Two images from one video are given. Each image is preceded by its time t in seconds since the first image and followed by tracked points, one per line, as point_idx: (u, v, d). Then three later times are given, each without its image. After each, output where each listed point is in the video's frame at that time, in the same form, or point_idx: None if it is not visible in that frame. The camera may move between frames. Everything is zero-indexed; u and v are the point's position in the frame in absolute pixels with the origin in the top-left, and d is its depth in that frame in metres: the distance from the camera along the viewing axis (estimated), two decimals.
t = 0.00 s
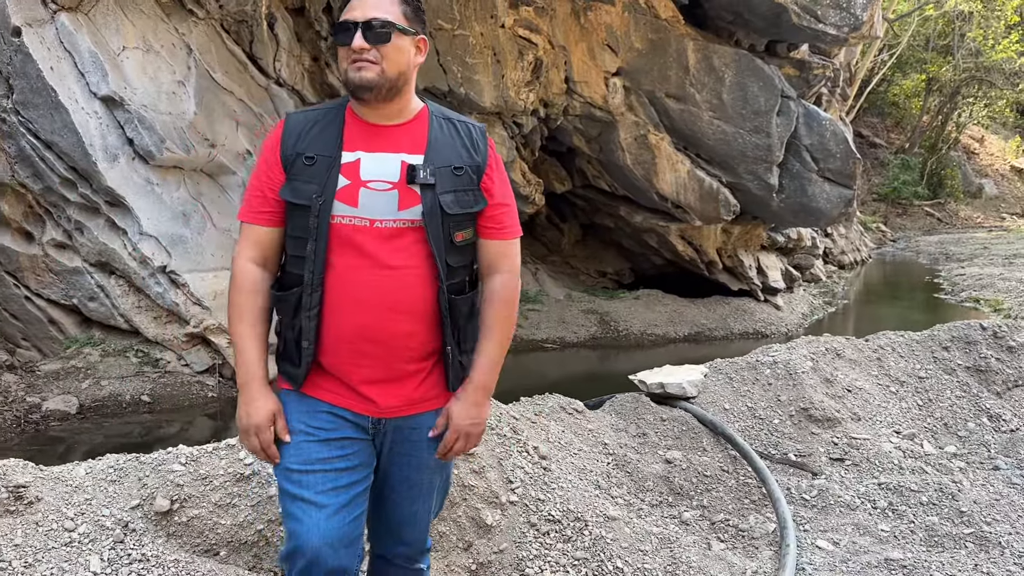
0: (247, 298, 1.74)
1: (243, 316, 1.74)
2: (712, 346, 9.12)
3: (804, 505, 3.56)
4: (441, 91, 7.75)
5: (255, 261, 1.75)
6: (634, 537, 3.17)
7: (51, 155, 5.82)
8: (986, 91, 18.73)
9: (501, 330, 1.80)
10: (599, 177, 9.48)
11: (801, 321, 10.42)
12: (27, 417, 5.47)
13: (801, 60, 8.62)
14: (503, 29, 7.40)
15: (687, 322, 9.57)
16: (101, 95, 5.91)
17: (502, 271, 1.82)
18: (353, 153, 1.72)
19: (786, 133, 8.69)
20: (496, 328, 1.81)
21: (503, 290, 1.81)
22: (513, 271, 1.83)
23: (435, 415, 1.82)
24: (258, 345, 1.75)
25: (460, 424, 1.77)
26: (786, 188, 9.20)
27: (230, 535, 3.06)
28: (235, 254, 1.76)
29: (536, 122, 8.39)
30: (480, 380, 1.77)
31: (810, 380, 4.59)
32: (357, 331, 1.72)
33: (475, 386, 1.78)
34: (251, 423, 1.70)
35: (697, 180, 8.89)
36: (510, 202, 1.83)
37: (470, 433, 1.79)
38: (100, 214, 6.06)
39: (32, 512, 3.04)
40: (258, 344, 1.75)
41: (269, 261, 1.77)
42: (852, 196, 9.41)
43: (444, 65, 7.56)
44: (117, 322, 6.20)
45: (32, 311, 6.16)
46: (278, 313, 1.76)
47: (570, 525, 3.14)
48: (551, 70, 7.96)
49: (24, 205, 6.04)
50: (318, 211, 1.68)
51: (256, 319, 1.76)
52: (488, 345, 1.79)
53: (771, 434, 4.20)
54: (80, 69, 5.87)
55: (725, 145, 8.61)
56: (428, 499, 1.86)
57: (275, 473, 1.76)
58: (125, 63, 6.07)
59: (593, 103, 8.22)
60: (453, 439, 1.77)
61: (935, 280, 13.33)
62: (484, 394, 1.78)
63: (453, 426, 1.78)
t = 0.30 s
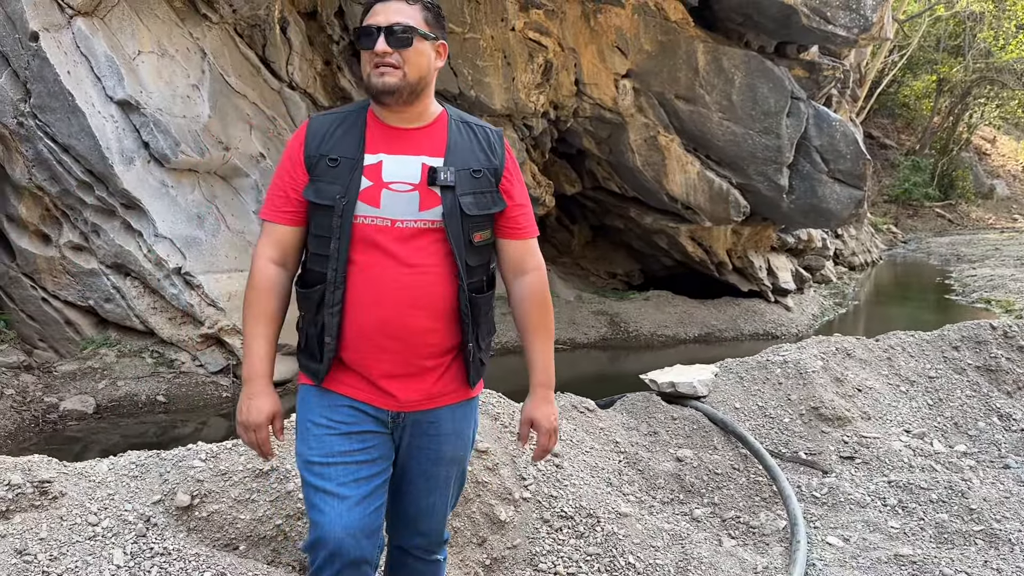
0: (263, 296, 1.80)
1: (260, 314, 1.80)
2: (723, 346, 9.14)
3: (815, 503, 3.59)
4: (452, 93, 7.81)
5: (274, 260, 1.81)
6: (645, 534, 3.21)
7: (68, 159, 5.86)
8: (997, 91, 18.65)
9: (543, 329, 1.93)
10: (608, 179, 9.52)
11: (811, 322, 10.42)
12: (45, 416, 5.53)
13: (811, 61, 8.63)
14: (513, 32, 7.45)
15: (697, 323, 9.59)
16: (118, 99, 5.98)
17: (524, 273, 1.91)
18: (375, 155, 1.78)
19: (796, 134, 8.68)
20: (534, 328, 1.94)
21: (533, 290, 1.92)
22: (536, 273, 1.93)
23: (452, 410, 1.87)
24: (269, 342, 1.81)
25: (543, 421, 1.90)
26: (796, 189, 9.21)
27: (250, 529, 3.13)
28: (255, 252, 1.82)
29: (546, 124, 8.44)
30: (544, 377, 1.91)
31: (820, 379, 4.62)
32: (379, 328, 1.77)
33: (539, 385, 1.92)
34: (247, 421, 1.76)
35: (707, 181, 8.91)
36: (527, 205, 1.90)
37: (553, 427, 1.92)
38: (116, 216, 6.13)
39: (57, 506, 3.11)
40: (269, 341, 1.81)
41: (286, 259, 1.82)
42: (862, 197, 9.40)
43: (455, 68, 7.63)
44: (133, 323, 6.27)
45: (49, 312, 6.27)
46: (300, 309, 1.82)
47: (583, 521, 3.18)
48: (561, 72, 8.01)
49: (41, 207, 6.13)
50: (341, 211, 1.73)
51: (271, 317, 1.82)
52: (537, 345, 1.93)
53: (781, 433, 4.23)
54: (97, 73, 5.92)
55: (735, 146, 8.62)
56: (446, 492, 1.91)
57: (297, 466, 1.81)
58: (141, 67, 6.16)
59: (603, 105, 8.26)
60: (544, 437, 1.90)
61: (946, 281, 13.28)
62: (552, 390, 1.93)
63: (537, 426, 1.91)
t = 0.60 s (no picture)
0: (292, 301, 1.86)
1: (289, 320, 1.86)
2: (739, 350, 9.11)
3: (830, 506, 3.60)
4: (469, 99, 7.88)
5: (300, 267, 1.87)
6: (659, 536, 3.24)
7: (92, 165, 5.98)
8: (1018, 93, 18.46)
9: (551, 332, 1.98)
10: (624, 183, 9.54)
11: (829, 326, 10.36)
12: (69, 418, 5.64)
13: (828, 65, 8.61)
14: (530, 38, 7.51)
15: (713, 327, 9.57)
16: (141, 106, 6.09)
17: (535, 278, 1.97)
18: (392, 165, 1.84)
19: (813, 139, 8.65)
20: (541, 330, 1.99)
21: (543, 294, 1.96)
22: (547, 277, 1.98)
23: (469, 411, 1.92)
24: (300, 346, 1.87)
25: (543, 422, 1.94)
26: (813, 193, 9.18)
27: (270, 529, 3.21)
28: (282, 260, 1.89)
29: (562, 128, 8.49)
30: (546, 380, 1.95)
31: (836, 383, 4.61)
32: (397, 332, 1.83)
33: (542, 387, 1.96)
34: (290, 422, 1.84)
35: (723, 185, 8.90)
36: (540, 212, 1.95)
37: (552, 429, 1.96)
38: (139, 222, 6.24)
39: (83, 505, 3.19)
40: (298, 344, 1.88)
41: (313, 266, 1.89)
42: (880, 201, 9.35)
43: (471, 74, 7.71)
44: (155, 326, 6.37)
45: (73, 315, 6.39)
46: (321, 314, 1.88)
47: (597, 523, 3.21)
48: (577, 77, 8.05)
49: (66, 213, 6.25)
50: (360, 219, 1.79)
51: (300, 322, 1.88)
52: (542, 347, 1.97)
53: (796, 437, 4.23)
54: (120, 81, 6.06)
55: (752, 150, 8.61)
56: (462, 491, 1.96)
57: (320, 466, 1.87)
58: (163, 74, 6.29)
59: (619, 109, 8.30)
60: (540, 438, 1.94)
61: (966, 285, 13.14)
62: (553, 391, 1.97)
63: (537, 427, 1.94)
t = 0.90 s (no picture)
0: (309, 302, 1.93)
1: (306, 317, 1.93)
2: (757, 355, 9.06)
3: (843, 509, 3.60)
4: (487, 104, 7.93)
5: (318, 269, 1.93)
6: (672, 537, 3.26)
7: (117, 170, 6.11)
8: None
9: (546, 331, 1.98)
10: (642, 188, 9.55)
11: (849, 331, 10.28)
12: (93, 418, 5.77)
13: (847, 70, 8.57)
14: (548, 44, 7.57)
15: (731, 332, 9.54)
16: (165, 112, 6.20)
17: (541, 279, 1.98)
18: (406, 169, 1.89)
19: (833, 143, 8.60)
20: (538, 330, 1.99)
21: (543, 295, 1.98)
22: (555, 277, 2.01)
23: (481, 409, 1.96)
24: (316, 346, 1.93)
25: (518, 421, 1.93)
26: (832, 198, 9.13)
27: (289, 526, 3.27)
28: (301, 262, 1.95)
29: (580, 133, 8.52)
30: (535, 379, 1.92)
31: (851, 388, 4.59)
32: (410, 331, 1.88)
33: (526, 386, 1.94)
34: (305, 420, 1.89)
35: (741, 190, 8.88)
36: (550, 214, 1.98)
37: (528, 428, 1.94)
38: (163, 226, 6.35)
39: (107, 501, 3.27)
40: (314, 344, 1.93)
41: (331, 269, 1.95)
42: (900, 205, 9.28)
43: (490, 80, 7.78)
44: (178, 329, 6.48)
45: (98, 318, 6.53)
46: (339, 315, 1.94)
47: (610, 523, 3.24)
48: (595, 83, 8.09)
49: (91, 217, 6.41)
50: (374, 222, 1.85)
51: (316, 322, 1.94)
52: (536, 344, 1.97)
53: (811, 441, 4.23)
54: (145, 88, 6.16)
55: (770, 155, 8.58)
56: (476, 488, 2.00)
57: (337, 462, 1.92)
58: (187, 80, 6.41)
59: (637, 114, 8.32)
60: (509, 434, 1.93)
61: (989, 291, 12.97)
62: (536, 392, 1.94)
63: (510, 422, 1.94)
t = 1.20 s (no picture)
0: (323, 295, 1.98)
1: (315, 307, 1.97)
2: (779, 361, 9.01)
3: (861, 515, 3.59)
4: (509, 110, 7.98)
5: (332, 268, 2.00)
6: (689, 540, 3.28)
7: (145, 175, 6.24)
8: None
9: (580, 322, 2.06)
10: (664, 193, 9.56)
11: (872, 337, 10.18)
12: (120, 419, 5.90)
13: (870, 75, 8.52)
14: (570, 50, 7.61)
15: (753, 338, 9.49)
16: (192, 118, 6.34)
17: (562, 276, 2.06)
18: (425, 175, 1.94)
19: (855, 148, 8.54)
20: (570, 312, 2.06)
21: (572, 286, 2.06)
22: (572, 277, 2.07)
23: (498, 410, 2.00)
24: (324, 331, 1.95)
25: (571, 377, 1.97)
26: (854, 204, 9.06)
27: (310, 524, 3.33)
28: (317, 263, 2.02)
29: (601, 139, 8.54)
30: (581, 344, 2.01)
31: (871, 393, 4.56)
32: (429, 333, 1.93)
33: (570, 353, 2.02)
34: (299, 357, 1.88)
35: (763, 196, 8.85)
36: (567, 216, 2.03)
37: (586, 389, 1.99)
38: (189, 230, 6.46)
39: (134, 498, 3.36)
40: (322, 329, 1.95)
41: (345, 267, 2.01)
42: (923, 211, 9.19)
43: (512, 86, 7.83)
44: (204, 331, 6.59)
45: (126, 320, 6.68)
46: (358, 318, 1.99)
47: (627, 526, 3.26)
48: (616, 88, 8.12)
49: (119, 221, 6.52)
50: (394, 227, 1.90)
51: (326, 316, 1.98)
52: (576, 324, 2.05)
53: (830, 446, 4.22)
54: (172, 94, 6.31)
55: (793, 160, 8.54)
56: (493, 486, 2.05)
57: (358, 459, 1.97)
58: (214, 87, 6.55)
59: (658, 120, 8.33)
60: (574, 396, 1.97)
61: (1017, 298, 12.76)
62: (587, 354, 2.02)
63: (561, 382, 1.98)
